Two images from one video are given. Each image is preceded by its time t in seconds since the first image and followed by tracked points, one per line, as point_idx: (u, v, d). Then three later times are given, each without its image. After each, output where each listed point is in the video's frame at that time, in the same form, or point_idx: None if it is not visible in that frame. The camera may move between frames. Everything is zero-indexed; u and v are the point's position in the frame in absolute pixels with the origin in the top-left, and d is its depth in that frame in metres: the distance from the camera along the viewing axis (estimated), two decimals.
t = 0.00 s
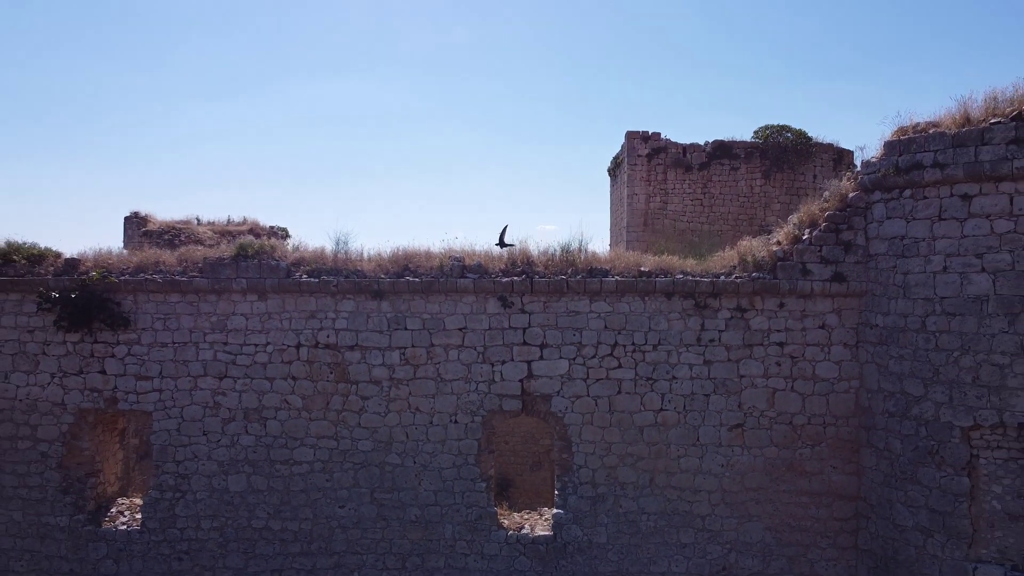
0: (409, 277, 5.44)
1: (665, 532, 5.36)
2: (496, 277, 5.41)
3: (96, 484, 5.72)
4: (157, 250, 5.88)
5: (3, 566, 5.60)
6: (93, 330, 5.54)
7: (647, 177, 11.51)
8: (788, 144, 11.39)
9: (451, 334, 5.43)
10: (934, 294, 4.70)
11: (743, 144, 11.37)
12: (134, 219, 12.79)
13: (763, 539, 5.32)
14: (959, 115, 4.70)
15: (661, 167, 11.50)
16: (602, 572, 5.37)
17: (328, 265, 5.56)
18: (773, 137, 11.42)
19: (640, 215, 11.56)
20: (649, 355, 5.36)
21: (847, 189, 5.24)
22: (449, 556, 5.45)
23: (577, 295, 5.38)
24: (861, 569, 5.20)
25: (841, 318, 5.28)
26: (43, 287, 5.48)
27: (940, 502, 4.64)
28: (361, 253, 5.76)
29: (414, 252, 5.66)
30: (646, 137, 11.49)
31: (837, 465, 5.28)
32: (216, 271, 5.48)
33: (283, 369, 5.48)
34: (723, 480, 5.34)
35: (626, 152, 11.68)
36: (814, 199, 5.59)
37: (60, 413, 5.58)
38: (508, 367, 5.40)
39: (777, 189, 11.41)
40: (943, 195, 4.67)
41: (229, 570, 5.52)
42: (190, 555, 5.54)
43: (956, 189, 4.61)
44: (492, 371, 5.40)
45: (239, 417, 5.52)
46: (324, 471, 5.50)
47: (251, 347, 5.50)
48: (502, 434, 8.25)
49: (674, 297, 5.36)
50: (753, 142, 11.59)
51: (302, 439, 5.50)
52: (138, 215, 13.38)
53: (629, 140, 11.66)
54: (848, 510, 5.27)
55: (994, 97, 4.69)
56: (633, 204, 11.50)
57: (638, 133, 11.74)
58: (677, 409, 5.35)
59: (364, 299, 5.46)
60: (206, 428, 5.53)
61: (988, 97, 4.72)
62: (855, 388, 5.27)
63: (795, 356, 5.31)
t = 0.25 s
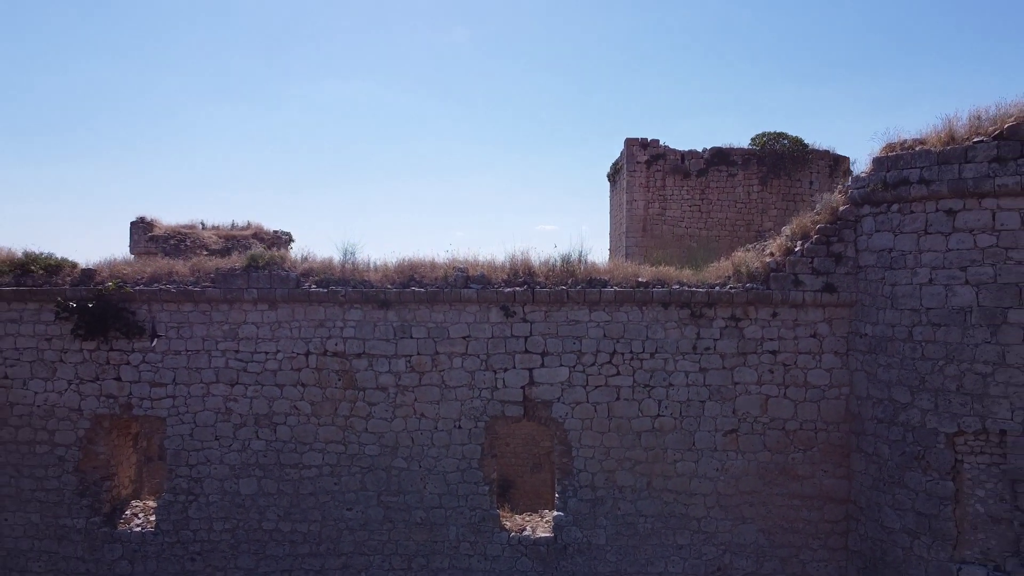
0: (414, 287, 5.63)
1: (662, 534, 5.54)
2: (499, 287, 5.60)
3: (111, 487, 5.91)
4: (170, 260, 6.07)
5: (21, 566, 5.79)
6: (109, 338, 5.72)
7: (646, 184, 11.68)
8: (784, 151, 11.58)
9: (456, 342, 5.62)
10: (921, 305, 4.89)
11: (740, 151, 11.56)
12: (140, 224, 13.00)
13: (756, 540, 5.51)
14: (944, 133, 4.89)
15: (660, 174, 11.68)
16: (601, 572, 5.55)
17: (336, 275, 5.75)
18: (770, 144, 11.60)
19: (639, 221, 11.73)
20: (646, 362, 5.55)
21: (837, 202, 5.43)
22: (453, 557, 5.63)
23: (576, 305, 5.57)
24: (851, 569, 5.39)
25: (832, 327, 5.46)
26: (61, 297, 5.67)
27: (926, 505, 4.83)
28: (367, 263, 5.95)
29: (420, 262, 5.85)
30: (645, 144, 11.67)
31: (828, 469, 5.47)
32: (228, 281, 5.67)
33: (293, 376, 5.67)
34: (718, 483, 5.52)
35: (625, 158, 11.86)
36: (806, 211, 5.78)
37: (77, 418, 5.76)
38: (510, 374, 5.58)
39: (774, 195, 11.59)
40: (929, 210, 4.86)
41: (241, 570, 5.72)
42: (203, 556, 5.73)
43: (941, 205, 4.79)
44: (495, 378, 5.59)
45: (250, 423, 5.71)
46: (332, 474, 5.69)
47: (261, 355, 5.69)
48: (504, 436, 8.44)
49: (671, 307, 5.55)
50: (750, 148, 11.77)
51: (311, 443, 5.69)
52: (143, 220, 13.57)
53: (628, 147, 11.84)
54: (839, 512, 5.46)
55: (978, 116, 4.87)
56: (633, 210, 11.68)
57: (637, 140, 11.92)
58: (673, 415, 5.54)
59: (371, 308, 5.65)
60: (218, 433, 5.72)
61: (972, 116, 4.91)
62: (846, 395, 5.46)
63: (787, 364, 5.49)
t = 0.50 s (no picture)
0: (420, 298, 5.84)
1: (659, 536, 5.75)
2: (502, 297, 5.81)
3: (127, 490, 6.12)
4: (184, 271, 6.28)
5: (41, 567, 6.00)
6: (125, 347, 5.93)
7: (645, 191, 11.88)
8: (781, 158, 11.78)
9: (460, 351, 5.82)
10: (907, 317, 5.09)
11: (737, 158, 11.76)
12: (148, 230, 13.25)
13: (750, 542, 5.71)
14: (929, 151, 5.10)
15: (659, 181, 11.88)
16: (600, 573, 5.76)
17: (345, 286, 5.95)
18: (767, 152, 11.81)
19: (638, 227, 11.93)
20: (644, 370, 5.75)
21: (828, 216, 5.64)
22: (457, 558, 5.84)
23: (576, 315, 5.78)
24: (841, 570, 5.60)
25: (823, 337, 5.67)
26: (79, 307, 5.87)
27: (912, 509, 5.04)
28: (374, 274, 6.16)
29: (425, 274, 6.05)
30: (644, 152, 11.88)
31: (819, 473, 5.68)
32: (240, 292, 5.88)
33: (303, 384, 5.88)
34: (713, 487, 5.73)
35: (624, 166, 12.06)
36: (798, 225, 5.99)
37: (94, 424, 5.97)
38: (512, 382, 5.79)
39: (771, 202, 11.80)
40: (915, 226, 5.06)
41: (252, 571, 5.93)
42: (216, 557, 5.94)
43: (926, 221, 5.00)
44: (498, 385, 5.80)
45: (262, 428, 5.92)
46: (341, 478, 5.89)
47: (273, 363, 5.90)
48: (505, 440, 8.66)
49: (668, 317, 5.76)
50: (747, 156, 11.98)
51: (320, 449, 5.90)
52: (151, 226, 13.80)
53: (627, 155, 12.04)
54: (829, 515, 5.66)
55: (962, 135, 5.08)
56: (632, 216, 11.88)
57: (636, 147, 12.12)
58: (670, 421, 5.75)
59: (378, 318, 5.86)
60: (231, 438, 5.93)
61: (957, 135, 5.11)
62: (836, 402, 5.66)
63: (780, 372, 5.70)
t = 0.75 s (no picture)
0: (425, 307, 6.03)
1: (656, 537, 5.94)
2: (504, 306, 5.99)
3: (140, 493, 6.30)
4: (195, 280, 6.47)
5: (57, 567, 6.18)
6: (139, 354, 6.12)
7: (644, 197, 12.06)
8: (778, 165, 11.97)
9: (463, 358, 6.01)
10: (895, 326, 5.28)
11: (735, 165, 11.95)
12: (154, 235, 13.45)
13: (744, 544, 5.90)
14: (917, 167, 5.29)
15: (657, 187, 12.05)
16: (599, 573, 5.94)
17: (352, 295, 6.14)
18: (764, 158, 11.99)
19: (637, 233, 12.11)
20: (642, 377, 5.94)
21: (819, 228, 5.83)
22: (461, 559, 6.02)
23: (576, 323, 5.96)
24: (832, 571, 5.78)
25: (815, 345, 5.85)
26: (94, 316, 6.06)
27: (900, 512, 5.23)
28: (380, 283, 6.34)
29: (430, 283, 6.24)
30: (643, 158, 12.05)
31: (811, 477, 5.86)
32: (251, 301, 6.07)
33: (311, 390, 6.07)
34: (709, 490, 5.91)
35: (623, 172, 12.23)
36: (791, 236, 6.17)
37: (109, 429, 6.16)
38: (514, 389, 5.98)
39: (768, 208, 11.99)
40: (903, 239, 5.25)
41: (262, 571, 6.12)
42: (227, 558, 6.13)
43: (913, 234, 5.19)
44: (500, 392, 5.99)
45: (271, 433, 6.10)
46: (348, 482, 6.08)
47: (282, 370, 6.08)
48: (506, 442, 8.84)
49: (665, 326, 5.95)
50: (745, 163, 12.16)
51: (328, 453, 6.08)
52: (156, 231, 14.00)
53: (626, 161, 12.21)
54: (821, 517, 5.85)
55: (948, 150, 5.27)
56: (631, 222, 12.06)
57: (635, 154, 12.29)
58: (667, 427, 5.93)
59: (384, 327, 6.05)
60: (241, 443, 6.12)
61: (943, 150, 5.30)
62: (828, 408, 5.85)
63: (773, 379, 5.88)
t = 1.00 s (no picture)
0: (430, 316, 6.23)
1: (653, 539, 6.14)
2: (506, 316, 6.20)
3: (153, 496, 6.51)
4: (206, 289, 6.67)
5: (74, 568, 6.39)
6: (153, 362, 6.33)
7: (643, 203, 12.26)
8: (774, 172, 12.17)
9: (467, 366, 6.22)
10: (883, 336, 5.48)
11: (732, 172, 12.15)
12: (159, 240, 13.65)
13: (738, 545, 6.11)
14: (904, 183, 5.50)
15: (656, 194, 12.25)
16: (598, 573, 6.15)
17: (359, 305, 6.35)
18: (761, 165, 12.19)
19: (636, 239, 12.31)
20: (639, 384, 6.15)
21: (811, 240, 6.03)
22: (465, 559, 6.23)
23: (576, 332, 6.17)
24: (823, 571, 5.99)
25: (807, 353, 6.06)
26: (110, 325, 6.27)
27: (888, 514, 5.43)
28: (386, 293, 6.55)
29: (435, 293, 6.44)
30: (642, 165, 12.24)
31: (803, 481, 6.06)
32: (261, 310, 6.28)
33: (320, 396, 6.27)
34: (705, 494, 6.12)
35: (623, 178, 12.43)
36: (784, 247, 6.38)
37: (124, 434, 6.36)
38: (516, 395, 6.18)
39: (765, 214, 12.18)
40: (890, 252, 5.45)
41: (272, 571, 6.32)
42: (238, 559, 6.34)
43: (900, 248, 5.39)
44: (503, 398, 6.19)
45: (281, 438, 6.31)
46: (355, 485, 6.28)
47: (292, 377, 6.29)
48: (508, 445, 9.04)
49: (662, 334, 6.15)
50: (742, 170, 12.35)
51: (336, 457, 6.29)
52: (162, 235, 14.21)
53: (625, 168, 12.41)
54: (813, 519, 6.06)
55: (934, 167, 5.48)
56: (630, 228, 12.25)
57: (634, 160, 12.49)
58: (664, 432, 6.14)
59: (391, 335, 6.25)
60: (252, 447, 6.32)
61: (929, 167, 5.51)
62: (819, 414, 6.05)
63: (766, 386, 6.09)
